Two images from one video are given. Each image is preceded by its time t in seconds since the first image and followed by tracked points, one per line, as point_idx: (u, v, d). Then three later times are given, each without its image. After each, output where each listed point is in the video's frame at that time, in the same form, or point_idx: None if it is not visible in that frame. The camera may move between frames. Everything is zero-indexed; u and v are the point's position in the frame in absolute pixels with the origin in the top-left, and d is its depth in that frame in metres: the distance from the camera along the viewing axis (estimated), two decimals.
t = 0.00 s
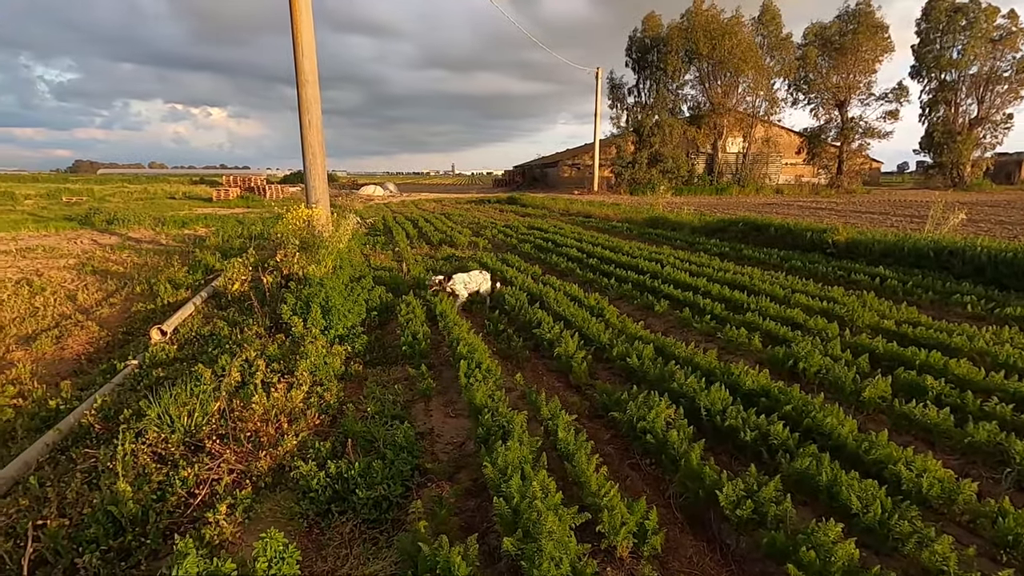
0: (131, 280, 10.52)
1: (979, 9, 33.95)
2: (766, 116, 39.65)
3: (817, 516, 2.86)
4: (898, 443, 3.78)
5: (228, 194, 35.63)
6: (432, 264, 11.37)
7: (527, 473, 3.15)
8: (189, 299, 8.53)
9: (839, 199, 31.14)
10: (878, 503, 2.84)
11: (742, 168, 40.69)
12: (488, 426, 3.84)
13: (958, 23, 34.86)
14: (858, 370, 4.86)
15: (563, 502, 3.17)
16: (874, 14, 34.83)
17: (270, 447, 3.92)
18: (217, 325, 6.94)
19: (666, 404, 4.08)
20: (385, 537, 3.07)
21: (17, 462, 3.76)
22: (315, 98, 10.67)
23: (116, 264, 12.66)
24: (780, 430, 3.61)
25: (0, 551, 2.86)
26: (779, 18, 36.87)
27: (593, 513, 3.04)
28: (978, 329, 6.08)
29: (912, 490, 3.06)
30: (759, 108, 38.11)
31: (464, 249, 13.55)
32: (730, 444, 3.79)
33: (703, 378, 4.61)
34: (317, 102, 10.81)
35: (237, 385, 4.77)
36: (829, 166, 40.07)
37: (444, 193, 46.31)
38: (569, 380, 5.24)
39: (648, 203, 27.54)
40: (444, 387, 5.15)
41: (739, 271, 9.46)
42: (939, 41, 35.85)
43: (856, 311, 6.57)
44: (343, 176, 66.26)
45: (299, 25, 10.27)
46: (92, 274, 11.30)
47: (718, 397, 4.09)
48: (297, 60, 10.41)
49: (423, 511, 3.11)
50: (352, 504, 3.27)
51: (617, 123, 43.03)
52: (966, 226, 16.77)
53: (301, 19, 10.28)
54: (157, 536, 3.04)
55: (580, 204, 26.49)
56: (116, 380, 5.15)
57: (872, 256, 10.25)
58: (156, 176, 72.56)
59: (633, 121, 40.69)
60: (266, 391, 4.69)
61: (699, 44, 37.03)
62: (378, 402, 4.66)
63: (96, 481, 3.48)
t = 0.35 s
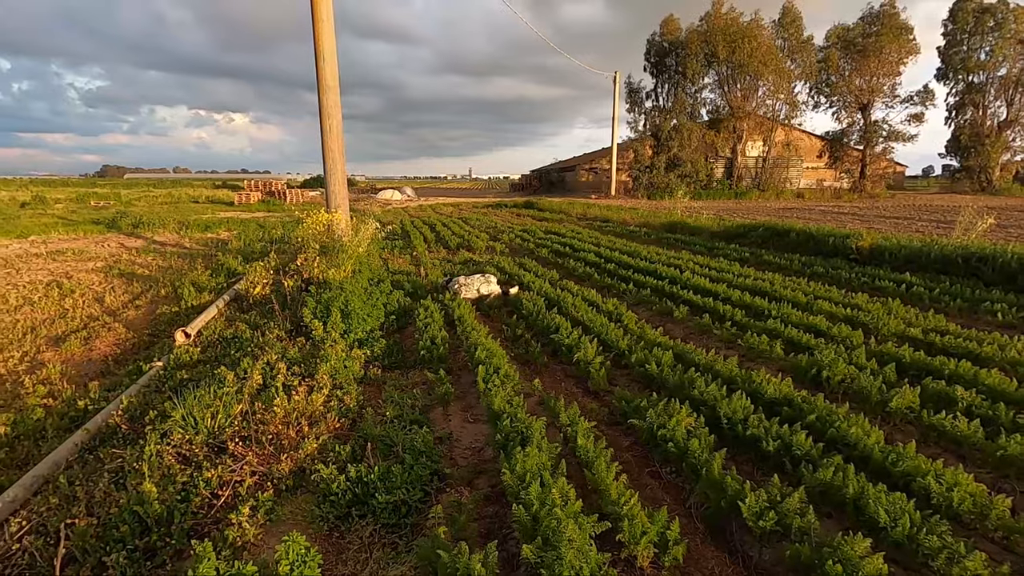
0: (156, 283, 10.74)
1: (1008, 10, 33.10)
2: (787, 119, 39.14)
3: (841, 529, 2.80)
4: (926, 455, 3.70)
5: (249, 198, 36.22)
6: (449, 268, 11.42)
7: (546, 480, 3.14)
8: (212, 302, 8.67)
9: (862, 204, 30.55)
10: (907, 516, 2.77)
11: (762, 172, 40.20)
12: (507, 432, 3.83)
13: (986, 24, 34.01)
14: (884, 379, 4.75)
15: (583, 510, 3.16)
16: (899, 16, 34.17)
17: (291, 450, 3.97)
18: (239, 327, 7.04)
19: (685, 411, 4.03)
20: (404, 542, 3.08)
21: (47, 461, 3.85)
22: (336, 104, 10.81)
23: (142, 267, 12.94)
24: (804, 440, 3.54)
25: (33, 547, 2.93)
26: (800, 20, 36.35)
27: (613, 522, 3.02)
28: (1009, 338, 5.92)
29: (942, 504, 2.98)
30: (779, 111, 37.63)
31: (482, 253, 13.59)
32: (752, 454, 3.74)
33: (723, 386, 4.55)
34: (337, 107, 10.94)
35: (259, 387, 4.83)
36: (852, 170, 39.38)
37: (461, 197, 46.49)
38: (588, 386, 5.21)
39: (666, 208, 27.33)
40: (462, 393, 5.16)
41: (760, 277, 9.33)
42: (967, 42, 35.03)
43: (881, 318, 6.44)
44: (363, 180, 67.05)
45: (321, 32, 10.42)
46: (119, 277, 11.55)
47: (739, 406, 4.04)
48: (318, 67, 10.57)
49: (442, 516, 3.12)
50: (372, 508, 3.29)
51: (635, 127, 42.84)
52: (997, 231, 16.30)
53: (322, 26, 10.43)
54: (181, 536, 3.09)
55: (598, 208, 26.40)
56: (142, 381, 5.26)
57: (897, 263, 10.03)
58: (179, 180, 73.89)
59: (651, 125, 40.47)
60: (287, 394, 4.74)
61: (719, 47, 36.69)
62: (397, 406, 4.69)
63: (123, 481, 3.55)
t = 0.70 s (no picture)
0: (170, 289, 10.86)
1: None
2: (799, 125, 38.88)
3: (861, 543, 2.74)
4: (946, 467, 3.63)
5: (262, 204, 36.59)
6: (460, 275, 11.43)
7: (559, 490, 3.12)
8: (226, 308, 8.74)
9: (876, 210, 30.19)
10: (928, 531, 2.71)
11: (773, 178, 39.95)
12: (519, 440, 3.83)
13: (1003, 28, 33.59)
14: (902, 389, 4.68)
15: (595, 521, 3.13)
16: (912, 20, 33.87)
17: (303, 457, 3.98)
18: (252, 334, 7.10)
19: (699, 421, 4.00)
20: (416, 552, 3.07)
21: (64, 466, 3.89)
22: (348, 112, 10.91)
23: (157, 273, 13.09)
24: (820, 451, 3.49)
25: (50, 553, 2.96)
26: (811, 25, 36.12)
27: (626, 533, 2.99)
28: None
29: (963, 519, 2.92)
30: (791, 117, 37.40)
31: (492, 260, 13.59)
32: (767, 465, 3.69)
33: (736, 396, 4.51)
34: (350, 115, 11.04)
35: (272, 394, 4.85)
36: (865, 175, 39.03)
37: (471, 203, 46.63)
38: (599, 395, 5.19)
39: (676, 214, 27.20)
40: (474, 400, 5.16)
41: (772, 283, 9.25)
42: (982, 46, 34.61)
43: (897, 327, 6.34)
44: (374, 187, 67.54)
45: (334, 41, 10.53)
46: (134, 283, 11.70)
47: (754, 415, 3.99)
48: (331, 75, 10.68)
49: (455, 526, 3.10)
50: (383, 517, 3.29)
51: (645, 133, 42.79)
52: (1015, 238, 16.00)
53: (336, 35, 10.55)
54: (195, 544, 3.10)
55: (608, 215, 26.34)
56: (157, 388, 5.30)
57: (913, 270, 9.89)
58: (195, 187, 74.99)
59: (662, 131, 40.39)
60: (300, 401, 4.76)
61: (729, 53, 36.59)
62: (408, 414, 4.69)
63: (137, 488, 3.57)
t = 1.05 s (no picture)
0: (178, 292, 10.92)
1: None
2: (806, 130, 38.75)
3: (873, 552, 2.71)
4: (959, 477, 3.58)
5: (269, 208, 36.79)
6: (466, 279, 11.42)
7: (567, 496, 3.10)
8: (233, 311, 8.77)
9: (883, 216, 30.00)
10: (941, 542, 2.67)
11: (780, 183, 39.80)
12: (526, 445, 3.81)
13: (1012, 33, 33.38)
14: (912, 397, 4.63)
15: (603, 528, 3.11)
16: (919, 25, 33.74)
17: (310, 461, 3.98)
18: (259, 337, 7.12)
19: (707, 427, 3.97)
20: (422, 557, 3.05)
21: (71, 468, 3.90)
22: (355, 117, 10.97)
23: (165, 276, 13.16)
24: (830, 459, 3.46)
25: (58, 556, 2.96)
26: (818, 30, 36.03)
27: (635, 541, 2.97)
28: None
29: (977, 529, 2.88)
30: (798, 122, 37.30)
31: (498, 264, 13.60)
32: (776, 472, 3.66)
33: (745, 402, 4.47)
34: (357, 120, 11.09)
35: (278, 398, 4.85)
36: (873, 181, 38.82)
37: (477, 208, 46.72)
38: (606, 400, 5.16)
39: (683, 219, 27.12)
40: (480, 405, 5.15)
41: (779, 289, 9.20)
42: (991, 52, 34.42)
43: (907, 333, 6.28)
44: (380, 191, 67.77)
45: (342, 47, 10.60)
46: (142, 285, 11.77)
47: (763, 422, 3.96)
48: (339, 80, 10.74)
49: (461, 532, 3.09)
50: (390, 522, 3.28)
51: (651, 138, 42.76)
52: None
53: (344, 40, 10.61)
54: (202, 548, 3.10)
55: (614, 219, 26.29)
56: (164, 390, 5.31)
57: (923, 276, 9.81)
58: (203, 190, 75.64)
59: (668, 136, 40.36)
60: (307, 404, 4.76)
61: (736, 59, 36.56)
62: (414, 419, 4.68)
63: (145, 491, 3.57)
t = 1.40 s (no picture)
0: (183, 295, 10.94)
1: None
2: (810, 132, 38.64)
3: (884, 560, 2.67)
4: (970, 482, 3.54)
5: (273, 211, 36.85)
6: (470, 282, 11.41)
7: (573, 502, 3.07)
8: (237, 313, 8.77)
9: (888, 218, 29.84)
10: (954, 549, 2.64)
11: (784, 186, 39.69)
12: (531, 450, 3.79)
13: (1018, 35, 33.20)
14: (921, 402, 4.59)
15: (610, 534, 3.08)
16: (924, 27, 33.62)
17: (314, 466, 3.96)
18: (263, 340, 7.11)
19: (713, 431, 3.93)
20: (426, 563, 3.03)
21: (75, 472, 3.89)
22: (359, 120, 10.98)
23: (169, 278, 13.20)
24: (839, 464, 3.42)
25: (62, 560, 2.95)
26: (822, 32, 35.95)
27: (642, 547, 2.94)
28: None
29: (990, 537, 2.84)
30: (802, 124, 37.20)
31: (502, 267, 13.58)
32: (785, 477, 3.63)
33: (751, 406, 4.44)
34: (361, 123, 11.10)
35: (282, 401, 4.83)
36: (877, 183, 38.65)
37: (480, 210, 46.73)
38: (612, 404, 5.13)
39: (686, 221, 27.04)
40: (484, 409, 5.13)
41: (785, 292, 9.15)
42: (997, 53, 34.24)
43: (914, 336, 6.23)
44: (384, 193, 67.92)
45: (346, 50, 10.61)
46: (147, 288, 11.80)
47: (770, 427, 3.93)
48: (343, 83, 10.75)
49: (467, 537, 3.07)
50: (394, 527, 3.26)
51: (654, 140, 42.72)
52: None
53: (349, 43, 10.63)
54: (206, 553, 3.08)
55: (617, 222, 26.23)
56: (169, 393, 5.31)
57: (930, 279, 9.73)
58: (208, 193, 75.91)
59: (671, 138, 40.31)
60: (311, 408, 4.75)
61: (739, 61, 36.50)
62: (419, 423, 4.66)
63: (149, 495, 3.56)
